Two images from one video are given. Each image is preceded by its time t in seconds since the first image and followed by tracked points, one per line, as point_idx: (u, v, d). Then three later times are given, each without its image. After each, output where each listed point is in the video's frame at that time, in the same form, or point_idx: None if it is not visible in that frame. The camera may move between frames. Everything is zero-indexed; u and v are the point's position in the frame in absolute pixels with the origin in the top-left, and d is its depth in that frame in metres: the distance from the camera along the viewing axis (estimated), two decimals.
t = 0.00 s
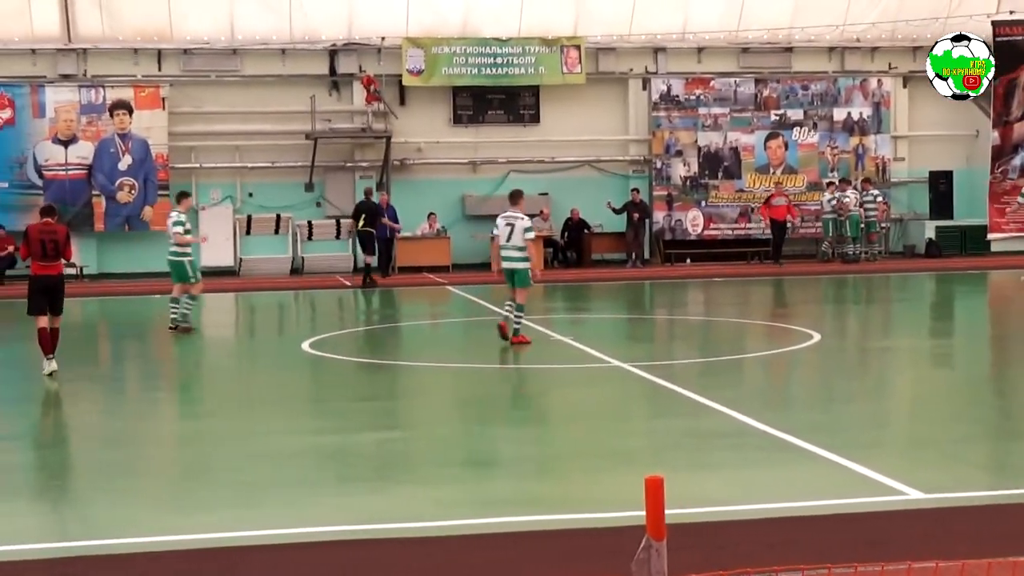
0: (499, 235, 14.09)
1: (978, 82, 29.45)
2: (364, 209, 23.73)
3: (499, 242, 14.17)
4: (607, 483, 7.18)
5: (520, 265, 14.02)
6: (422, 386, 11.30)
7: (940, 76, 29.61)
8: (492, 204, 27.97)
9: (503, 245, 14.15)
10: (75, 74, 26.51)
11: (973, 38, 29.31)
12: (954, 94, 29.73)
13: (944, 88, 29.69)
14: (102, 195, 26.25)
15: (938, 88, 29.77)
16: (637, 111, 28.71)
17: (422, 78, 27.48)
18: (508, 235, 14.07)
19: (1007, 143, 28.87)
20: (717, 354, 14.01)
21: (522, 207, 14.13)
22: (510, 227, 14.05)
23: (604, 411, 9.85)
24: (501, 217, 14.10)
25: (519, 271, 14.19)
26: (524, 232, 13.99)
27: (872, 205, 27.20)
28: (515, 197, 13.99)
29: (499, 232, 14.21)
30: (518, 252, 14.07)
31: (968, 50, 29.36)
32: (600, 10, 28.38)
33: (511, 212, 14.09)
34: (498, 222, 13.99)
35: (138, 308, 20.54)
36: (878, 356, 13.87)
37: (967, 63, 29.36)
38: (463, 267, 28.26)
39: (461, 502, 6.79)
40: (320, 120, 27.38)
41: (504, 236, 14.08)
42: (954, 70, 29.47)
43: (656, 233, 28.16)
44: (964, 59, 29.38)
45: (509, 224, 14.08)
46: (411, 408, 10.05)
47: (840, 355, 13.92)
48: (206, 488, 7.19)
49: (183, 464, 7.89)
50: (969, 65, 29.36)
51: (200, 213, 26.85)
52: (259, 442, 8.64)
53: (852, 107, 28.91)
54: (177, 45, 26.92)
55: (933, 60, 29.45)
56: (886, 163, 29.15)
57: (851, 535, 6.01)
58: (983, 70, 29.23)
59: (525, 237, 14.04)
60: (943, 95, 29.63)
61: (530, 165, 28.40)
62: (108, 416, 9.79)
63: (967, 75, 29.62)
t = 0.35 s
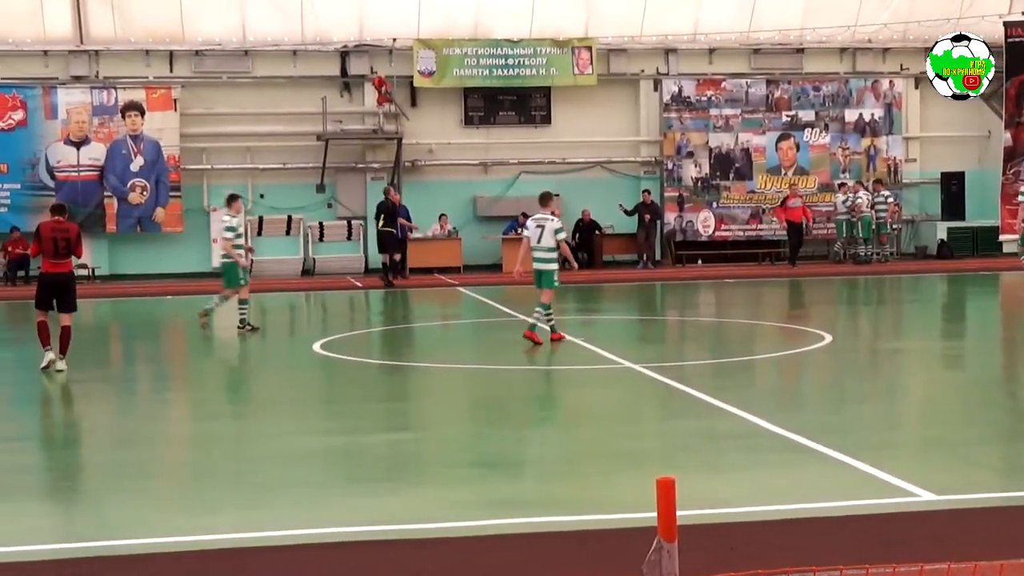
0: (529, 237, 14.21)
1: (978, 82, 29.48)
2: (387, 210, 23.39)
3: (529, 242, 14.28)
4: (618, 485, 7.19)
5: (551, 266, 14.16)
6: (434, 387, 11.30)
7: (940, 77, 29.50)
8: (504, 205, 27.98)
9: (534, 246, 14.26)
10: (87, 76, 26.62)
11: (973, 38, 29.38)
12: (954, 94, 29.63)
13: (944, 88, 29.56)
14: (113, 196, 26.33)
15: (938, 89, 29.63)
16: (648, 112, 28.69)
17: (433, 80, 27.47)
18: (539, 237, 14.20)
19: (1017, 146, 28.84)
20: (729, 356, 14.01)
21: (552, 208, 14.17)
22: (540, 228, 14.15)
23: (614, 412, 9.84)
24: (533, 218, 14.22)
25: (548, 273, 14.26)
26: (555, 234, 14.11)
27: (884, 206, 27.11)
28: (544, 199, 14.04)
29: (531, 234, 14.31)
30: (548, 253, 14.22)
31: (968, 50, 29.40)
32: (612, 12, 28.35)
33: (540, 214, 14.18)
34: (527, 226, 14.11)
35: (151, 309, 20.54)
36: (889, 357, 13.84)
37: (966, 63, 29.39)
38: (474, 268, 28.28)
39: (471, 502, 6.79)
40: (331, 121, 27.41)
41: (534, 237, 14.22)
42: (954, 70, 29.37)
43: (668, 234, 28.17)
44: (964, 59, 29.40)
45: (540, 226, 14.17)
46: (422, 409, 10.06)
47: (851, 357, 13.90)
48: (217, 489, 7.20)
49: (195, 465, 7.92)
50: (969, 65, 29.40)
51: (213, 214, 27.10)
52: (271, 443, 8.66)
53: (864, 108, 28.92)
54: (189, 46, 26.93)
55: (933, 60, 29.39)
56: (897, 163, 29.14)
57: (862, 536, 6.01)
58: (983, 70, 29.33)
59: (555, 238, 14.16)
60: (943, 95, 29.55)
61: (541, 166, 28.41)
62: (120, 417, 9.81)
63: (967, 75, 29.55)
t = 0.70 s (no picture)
0: (554, 235, 14.26)
1: (978, 82, 29.60)
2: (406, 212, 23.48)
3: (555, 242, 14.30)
4: (626, 485, 7.19)
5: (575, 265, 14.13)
6: (441, 388, 11.32)
7: (940, 76, 29.40)
8: (511, 206, 27.93)
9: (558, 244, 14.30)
10: (95, 77, 26.69)
11: (973, 37, 29.28)
12: (954, 94, 29.61)
13: (944, 88, 29.52)
14: (122, 198, 26.35)
15: (937, 89, 29.57)
16: (656, 112, 28.66)
17: (441, 81, 27.54)
18: (563, 235, 14.23)
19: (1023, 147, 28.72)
20: (736, 356, 13.98)
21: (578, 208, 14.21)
22: (564, 226, 14.20)
23: (622, 413, 9.81)
24: (558, 217, 14.29)
25: (572, 270, 14.25)
26: (578, 232, 14.11)
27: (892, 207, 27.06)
28: (569, 197, 14.13)
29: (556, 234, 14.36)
30: (572, 252, 14.21)
31: (968, 50, 29.32)
32: (620, 13, 28.33)
33: (566, 213, 14.24)
34: (551, 222, 14.18)
35: (159, 310, 20.57)
36: (895, 358, 13.81)
37: (966, 63, 29.39)
38: (481, 269, 28.30)
39: (478, 503, 6.80)
40: (338, 122, 27.42)
41: (559, 235, 14.25)
42: (954, 70, 29.32)
43: (675, 235, 28.17)
44: (964, 59, 29.38)
45: (564, 224, 14.22)
46: (430, 409, 10.07)
47: (857, 358, 13.90)
48: (223, 489, 7.20)
49: (202, 465, 7.94)
50: (969, 65, 29.40)
51: (221, 215, 27.08)
52: (278, 443, 8.68)
53: (872, 108, 28.83)
54: (196, 48, 26.96)
55: (933, 60, 29.35)
56: (905, 164, 29.02)
57: (872, 536, 6.00)
58: (984, 70, 29.45)
59: (579, 237, 14.15)
60: (942, 94, 29.52)
61: (549, 167, 28.39)
62: (127, 418, 9.81)
63: (966, 75, 29.60)
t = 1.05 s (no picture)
0: (582, 235, 14.27)
1: (977, 82, 29.53)
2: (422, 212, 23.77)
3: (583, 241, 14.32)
4: (630, 487, 7.19)
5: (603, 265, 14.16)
6: (444, 390, 11.33)
7: (940, 76, 29.30)
8: (515, 209, 28.08)
9: (584, 244, 14.30)
10: (100, 79, 26.72)
11: (973, 37, 29.23)
12: (954, 94, 29.53)
13: (944, 88, 29.41)
14: (127, 199, 26.38)
15: (937, 89, 29.44)
16: (661, 113, 28.66)
17: (445, 82, 27.43)
18: (590, 235, 14.23)
19: None
20: (741, 358, 13.95)
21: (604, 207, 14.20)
22: (591, 227, 14.20)
23: (627, 415, 9.79)
24: (585, 216, 14.28)
25: (600, 269, 14.32)
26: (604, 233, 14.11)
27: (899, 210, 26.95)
28: (597, 198, 14.10)
29: (582, 233, 14.37)
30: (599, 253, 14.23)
31: (968, 50, 29.27)
32: (626, 14, 28.33)
33: (592, 213, 14.24)
34: (578, 223, 14.18)
35: (165, 311, 20.59)
36: (901, 360, 13.80)
37: (966, 63, 29.33)
38: (485, 270, 28.32)
39: (481, 505, 6.80)
40: (343, 124, 27.40)
41: (586, 235, 14.25)
42: (954, 70, 29.31)
43: (680, 236, 28.16)
44: (964, 59, 29.32)
45: (591, 224, 14.22)
46: (434, 411, 10.07)
47: (862, 360, 13.89)
48: (225, 491, 7.20)
49: (206, 466, 7.94)
50: (969, 65, 29.36)
51: (226, 216, 27.02)
52: (282, 444, 8.68)
53: (877, 110, 28.88)
54: (201, 49, 26.97)
55: (933, 59, 29.27)
56: (910, 165, 29.11)
57: (874, 539, 5.99)
58: (983, 70, 29.38)
59: (605, 238, 14.15)
60: (942, 94, 29.40)
61: (554, 169, 28.43)
62: (131, 419, 9.81)
63: (967, 75, 29.55)
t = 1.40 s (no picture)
0: (599, 238, 14.29)
1: (978, 82, 29.37)
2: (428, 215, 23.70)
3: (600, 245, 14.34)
4: (628, 489, 7.20)
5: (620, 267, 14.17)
6: (442, 392, 11.34)
7: (940, 76, 29.14)
8: (515, 210, 28.04)
9: (601, 247, 14.34)
10: (99, 81, 26.74)
11: (973, 38, 29.15)
12: (954, 94, 29.39)
13: (944, 88, 29.25)
14: (126, 201, 26.38)
15: (937, 88, 29.28)
16: (660, 116, 28.68)
17: (444, 84, 27.50)
18: (608, 238, 14.26)
19: None
20: (740, 361, 13.94)
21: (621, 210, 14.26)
22: (609, 230, 14.23)
23: (627, 419, 9.79)
24: (602, 220, 14.30)
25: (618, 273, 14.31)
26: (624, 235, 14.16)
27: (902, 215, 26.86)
28: (613, 201, 14.15)
29: (599, 236, 14.39)
30: (618, 255, 14.26)
31: (968, 50, 29.19)
32: (626, 15, 28.29)
33: (609, 217, 14.28)
34: (596, 226, 14.19)
35: (164, 313, 20.61)
36: (899, 363, 13.80)
37: (966, 62, 29.21)
38: (484, 273, 28.33)
39: (481, 507, 6.80)
40: (342, 126, 27.38)
41: (603, 238, 14.28)
42: (954, 69, 29.12)
43: (679, 239, 28.14)
44: (964, 59, 29.21)
45: (608, 227, 14.26)
46: (433, 414, 10.07)
47: (860, 362, 13.90)
48: (224, 493, 7.21)
49: (205, 468, 7.95)
50: (969, 65, 29.22)
51: (223, 219, 27.04)
52: (280, 446, 8.69)
53: (875, 113, 28.92)
54: (200, 51, 26.97)
55: (933, 59, 29.16)
56: (909, 168, 29.14)
57: (873, 542, 6.00)
58: (983, 70, 29.20)
59: (625, 240, 14.21)
60: (943, 94, 29.25)
61: (553, 172, 28.46)
62: (130, 421, 9.82)
63: (966, 75, 29.35)
